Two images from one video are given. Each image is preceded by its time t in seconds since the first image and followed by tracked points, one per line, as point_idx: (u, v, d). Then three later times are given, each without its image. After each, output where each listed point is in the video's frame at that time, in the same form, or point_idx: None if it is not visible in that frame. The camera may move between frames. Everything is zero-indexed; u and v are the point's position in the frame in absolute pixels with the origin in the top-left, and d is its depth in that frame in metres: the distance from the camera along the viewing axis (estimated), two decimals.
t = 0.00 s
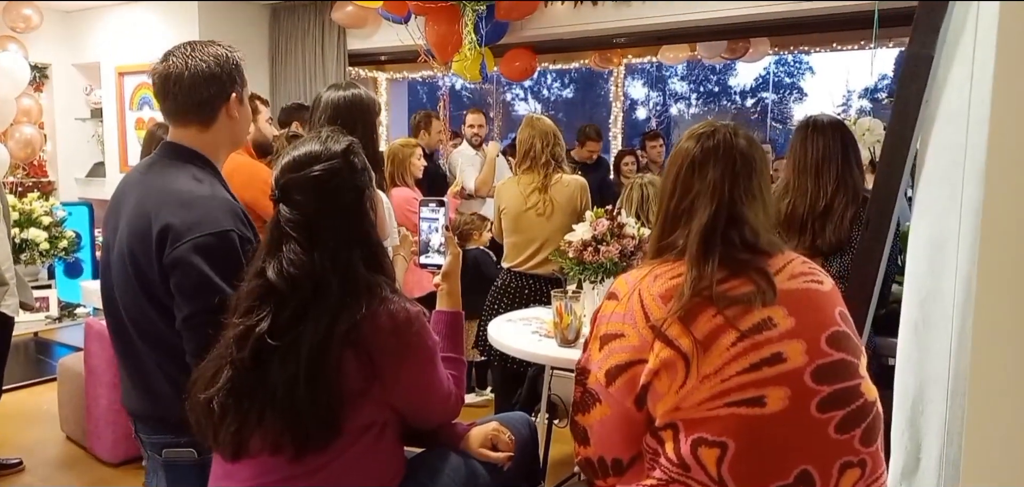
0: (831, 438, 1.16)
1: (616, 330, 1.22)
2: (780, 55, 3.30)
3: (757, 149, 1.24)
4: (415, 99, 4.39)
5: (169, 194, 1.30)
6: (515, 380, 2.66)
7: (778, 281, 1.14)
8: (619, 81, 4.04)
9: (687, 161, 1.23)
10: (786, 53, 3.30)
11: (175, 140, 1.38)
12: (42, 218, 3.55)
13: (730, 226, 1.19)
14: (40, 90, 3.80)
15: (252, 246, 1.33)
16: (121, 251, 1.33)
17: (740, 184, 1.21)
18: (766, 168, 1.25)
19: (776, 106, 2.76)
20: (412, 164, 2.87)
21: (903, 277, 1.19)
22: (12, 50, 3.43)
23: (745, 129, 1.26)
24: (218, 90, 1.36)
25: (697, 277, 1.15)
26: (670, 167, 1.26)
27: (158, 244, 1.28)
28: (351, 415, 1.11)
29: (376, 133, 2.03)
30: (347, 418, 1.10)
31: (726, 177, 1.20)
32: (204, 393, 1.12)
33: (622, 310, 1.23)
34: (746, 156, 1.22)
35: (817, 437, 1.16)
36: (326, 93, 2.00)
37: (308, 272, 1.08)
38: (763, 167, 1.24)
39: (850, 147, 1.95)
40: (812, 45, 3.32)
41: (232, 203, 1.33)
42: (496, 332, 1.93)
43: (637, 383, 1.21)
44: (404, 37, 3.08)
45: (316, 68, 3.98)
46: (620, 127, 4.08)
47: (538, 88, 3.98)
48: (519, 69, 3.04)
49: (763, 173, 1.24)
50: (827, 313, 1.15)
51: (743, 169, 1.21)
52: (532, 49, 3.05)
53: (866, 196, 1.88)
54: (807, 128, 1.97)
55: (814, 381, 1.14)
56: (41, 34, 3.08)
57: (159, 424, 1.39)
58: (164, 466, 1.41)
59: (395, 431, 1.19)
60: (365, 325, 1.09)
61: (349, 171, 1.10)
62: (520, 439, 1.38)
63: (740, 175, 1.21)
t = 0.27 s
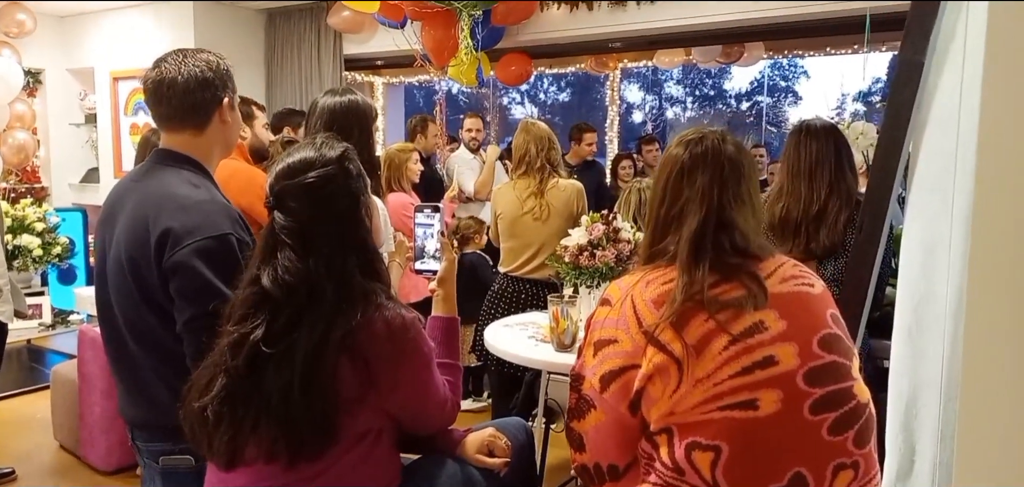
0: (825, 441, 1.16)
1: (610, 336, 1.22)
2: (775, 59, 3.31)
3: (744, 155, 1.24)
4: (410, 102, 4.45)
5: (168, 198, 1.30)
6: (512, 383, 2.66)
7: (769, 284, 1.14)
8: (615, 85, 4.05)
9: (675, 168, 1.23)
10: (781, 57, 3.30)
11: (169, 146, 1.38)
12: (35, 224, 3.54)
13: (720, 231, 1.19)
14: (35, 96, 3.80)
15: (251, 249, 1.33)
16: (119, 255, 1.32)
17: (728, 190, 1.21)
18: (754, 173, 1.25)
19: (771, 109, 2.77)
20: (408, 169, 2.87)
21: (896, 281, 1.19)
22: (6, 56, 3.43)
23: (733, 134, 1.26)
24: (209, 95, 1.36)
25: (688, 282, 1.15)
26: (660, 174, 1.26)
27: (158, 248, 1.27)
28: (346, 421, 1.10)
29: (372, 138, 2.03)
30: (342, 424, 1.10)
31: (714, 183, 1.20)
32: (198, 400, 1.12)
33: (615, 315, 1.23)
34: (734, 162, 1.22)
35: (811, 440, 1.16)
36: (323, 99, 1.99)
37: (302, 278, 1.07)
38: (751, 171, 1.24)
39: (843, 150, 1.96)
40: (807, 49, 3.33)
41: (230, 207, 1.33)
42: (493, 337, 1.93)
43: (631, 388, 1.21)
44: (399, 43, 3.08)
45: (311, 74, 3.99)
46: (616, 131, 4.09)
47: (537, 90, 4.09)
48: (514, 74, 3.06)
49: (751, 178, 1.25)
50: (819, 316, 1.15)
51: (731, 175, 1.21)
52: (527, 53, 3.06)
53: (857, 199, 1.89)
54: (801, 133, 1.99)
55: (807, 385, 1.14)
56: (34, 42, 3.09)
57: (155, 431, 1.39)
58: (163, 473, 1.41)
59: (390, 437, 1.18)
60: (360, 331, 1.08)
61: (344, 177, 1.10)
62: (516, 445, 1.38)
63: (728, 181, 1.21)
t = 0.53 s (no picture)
0: (814, 444, 1.17)
1: (600, 338, 1.22)
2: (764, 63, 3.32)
3: (733, 157, 1.24)
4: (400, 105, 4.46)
5: (156, 199, 1.29)
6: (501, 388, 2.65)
7: (759, 287, 1.14)
8: (603, 89, 4.05)
9: (664, 170, 1.23)
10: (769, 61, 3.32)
11: (156, 149, 1.37)
12: (20, 228, 3.50)
13: (709, 234, 1.19)
14: (19, 98, 3.76)
15: (239, 252, 1.32)
16: (104, 256, 1.31)
17: (716, 192, 1.21)
18: (743, 175, 1.25)
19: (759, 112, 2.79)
20: (398, 173, 2.86)
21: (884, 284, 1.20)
22: None
23: (721, 137, 1.27)
24: (197, 102, 1.36)
25: (678, 284, 1.15)
26: (649, 177, 1.26)
27: (146, 249, 1.27)
28: (333, 425, 1.10)
29: (361, 142, 2.02)
30: (329, 429, 1.09)
31: (703, 186, 1.20)
32: (185, 404, 1.11)
33: (605, 318, 1.23)
34: (722, 164, 1.22)
35: (800, 442, 1.16)
36: (311, 102, 1.98)
37: (289, 282, 1.07)
38: (740, 173, 1.24)
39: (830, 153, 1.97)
40: (795, 52, 3.35)
41: (218, 209, 1.32)
42: (481, 340, 1.93)
43: (621, 391, 1.21)
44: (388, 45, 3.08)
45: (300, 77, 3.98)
46: (605, 135, 4.09)
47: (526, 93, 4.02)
48: (503, 77, 3.06)
49: (740, 179, 1.24)
50: (808, 319, 1.15)
51: (720, 178, 1.21)
52: (513, 56, 3.06)
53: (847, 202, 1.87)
54: (788, 136, 2.00)
55: (796, 387, 1.14)
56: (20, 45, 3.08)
57: (138, 436, 1.38)
58: (144, 479, 1.39)
59: (378, 442, 1.18)
60: (349, 335, 1.08)
61: (330, 181, 1.10)
62: (503, 449, 1.38)
63: (717, 183, 1.21)
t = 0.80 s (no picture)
0: (818, 449, 1.17)
1: (602, 342, 1.23)
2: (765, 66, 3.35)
3: (734, 161, 1.25)
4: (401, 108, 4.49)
5: (182, 196, 1.37)
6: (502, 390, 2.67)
7: (762, 292, 1.15)
8: (604, 92, 4.08)
9: (664, 173, 1.24)
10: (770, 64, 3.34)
11: (167, 150, 1.43)
12: (30, 231, 3.53)
13: (711, 238, 1.20)
14: (28, 104, 3.81)
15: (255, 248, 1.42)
16: (126, 253, 1.36)
17: (718, 196, 1.22)
18: (744, 179, 1.26)
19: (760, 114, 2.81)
20: (399, 176, 2.88)
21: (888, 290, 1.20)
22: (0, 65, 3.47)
23: (721, 141, 1.28)
24: (207, 115, 1.45)
25: (682, 289, 1.16)
26: (650, 180, 1.27)
27: (173, 244, 1.34)
28: (338, 429, 1.11)
29: (362, 145, 2.04)
30: (333, 433, 1.10)
31: (704, 189, 1.21)
32: (190, 406, 1.12)
33: (608, 322, 1.24)
34: (723, 167, 1.23)
35: (804, 447, 1.16)
36: (314, 107, 2.00)
37: (294, 286, 1.08)
38: (740, 177, 1.25)
39: (831, 156, 1.98)
40: (795, 55, 3.37)
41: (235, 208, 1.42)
42: (481, 343, 1.94)
43: (624, 395, 1.22)
44: (390, 49, 3.11)
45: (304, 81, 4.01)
46: (606, 138, 4.12)
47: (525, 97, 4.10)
48: (502, 80, 3.16)
49: (741, 182, 1.25)
50: (811, 324, 1.16)
51: (721, 181, 1.22)
52: (512, 60, 3.18)
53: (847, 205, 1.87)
54: (788, 140, 2.01)
55: (800, 392, 1.15)
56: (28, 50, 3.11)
57: (147, 435, 1.42)
58: (154, 475, 1.45)
59: (380, 445, 1.19)
60: (351, 338, 1.09)
61: (332, 184, 1.11)
62: (504, 451, 1.39)
63: (718, 187, 1.22)
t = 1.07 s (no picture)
0: (842, 455, 1.16)
1: (623, 346, 1.23)
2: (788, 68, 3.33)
3: (756, 164, 1.24)
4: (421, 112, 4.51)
5: (225, 199, 1.39)
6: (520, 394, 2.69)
7: (785, 296, 1.15)
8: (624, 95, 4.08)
9: (686, 177, 1.24)
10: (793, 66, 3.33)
11: (196, 154, 1.46)
12: (59, 234, 3.57)
13: (733, 242, 1.19)
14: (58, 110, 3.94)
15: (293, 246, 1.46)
16: (172, 256, 1.36)
17: (740, 199, 1.21)
18: (767, 183, 1.25)
19: (782, 117, 2.79)
20: (420, 180, 2.91)
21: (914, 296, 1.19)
22: (31, 71, 3.59)
23: (743, 144, 1.27)
24: (232, 117, 1.47)
25: (703, 293, 1.15)
26: (671, 183, 1.27)
27: (223, 246, 1.36)
28: (359, 431, 1.12)
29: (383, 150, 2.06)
30: (355, 435, 1.11)
31: (726, 193, 1.21)
32: (215, 407, 1.14)
33: (628, 325, 1.24)
34: (745, 170, 1.22)
35: (828, 452, 1.15)
36: (337, 112, 2.02)
37: (317, 289, 1.09)
38: (763, 181, 1.25)
39: (856, 159, 1.96)
40: (818, 56, 3.34)
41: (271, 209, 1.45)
42: (502, 346, 1.95)
43: (644, 399, 1.22)
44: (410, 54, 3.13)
45: (324, 84, 4.05)
46: (626, 141, 4.11)
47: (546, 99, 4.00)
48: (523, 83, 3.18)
49: (764, 185, 1.25)
50: (835, 328, 1.15)
51: (743, 185, 1.22)
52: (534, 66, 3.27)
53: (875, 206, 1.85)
54: (812, 142, 2.00)
55: (824, 397, 1.14)
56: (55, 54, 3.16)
57: (178, 436, 1.44)
58: (189, 476, 1.46)
59: (402, 447, 1.19)
60: (372, 341, 1.10)
61: (354, 188, 1.12)
62: (525, 454, 1.39)
63: (740, 191, 1.21)
